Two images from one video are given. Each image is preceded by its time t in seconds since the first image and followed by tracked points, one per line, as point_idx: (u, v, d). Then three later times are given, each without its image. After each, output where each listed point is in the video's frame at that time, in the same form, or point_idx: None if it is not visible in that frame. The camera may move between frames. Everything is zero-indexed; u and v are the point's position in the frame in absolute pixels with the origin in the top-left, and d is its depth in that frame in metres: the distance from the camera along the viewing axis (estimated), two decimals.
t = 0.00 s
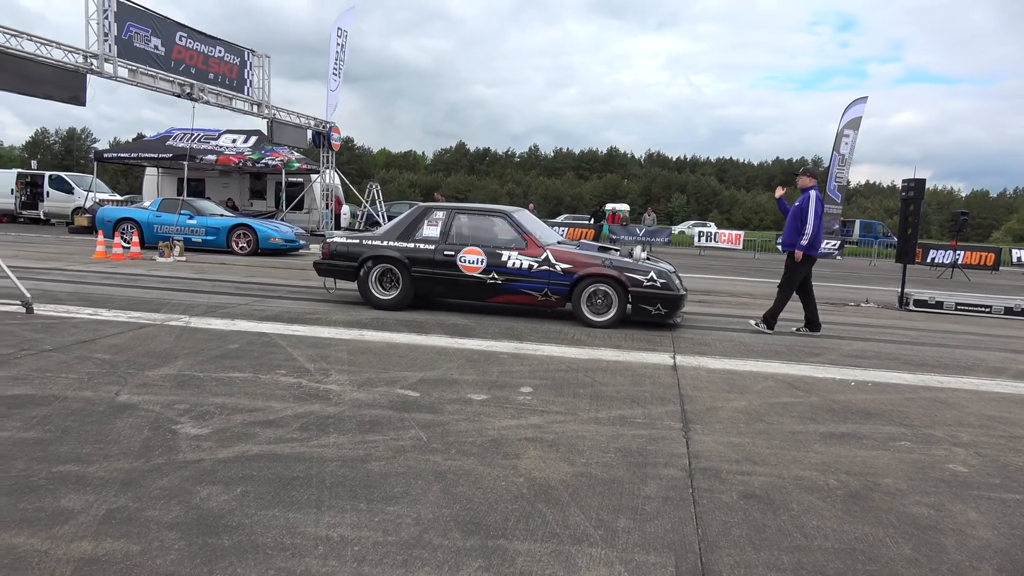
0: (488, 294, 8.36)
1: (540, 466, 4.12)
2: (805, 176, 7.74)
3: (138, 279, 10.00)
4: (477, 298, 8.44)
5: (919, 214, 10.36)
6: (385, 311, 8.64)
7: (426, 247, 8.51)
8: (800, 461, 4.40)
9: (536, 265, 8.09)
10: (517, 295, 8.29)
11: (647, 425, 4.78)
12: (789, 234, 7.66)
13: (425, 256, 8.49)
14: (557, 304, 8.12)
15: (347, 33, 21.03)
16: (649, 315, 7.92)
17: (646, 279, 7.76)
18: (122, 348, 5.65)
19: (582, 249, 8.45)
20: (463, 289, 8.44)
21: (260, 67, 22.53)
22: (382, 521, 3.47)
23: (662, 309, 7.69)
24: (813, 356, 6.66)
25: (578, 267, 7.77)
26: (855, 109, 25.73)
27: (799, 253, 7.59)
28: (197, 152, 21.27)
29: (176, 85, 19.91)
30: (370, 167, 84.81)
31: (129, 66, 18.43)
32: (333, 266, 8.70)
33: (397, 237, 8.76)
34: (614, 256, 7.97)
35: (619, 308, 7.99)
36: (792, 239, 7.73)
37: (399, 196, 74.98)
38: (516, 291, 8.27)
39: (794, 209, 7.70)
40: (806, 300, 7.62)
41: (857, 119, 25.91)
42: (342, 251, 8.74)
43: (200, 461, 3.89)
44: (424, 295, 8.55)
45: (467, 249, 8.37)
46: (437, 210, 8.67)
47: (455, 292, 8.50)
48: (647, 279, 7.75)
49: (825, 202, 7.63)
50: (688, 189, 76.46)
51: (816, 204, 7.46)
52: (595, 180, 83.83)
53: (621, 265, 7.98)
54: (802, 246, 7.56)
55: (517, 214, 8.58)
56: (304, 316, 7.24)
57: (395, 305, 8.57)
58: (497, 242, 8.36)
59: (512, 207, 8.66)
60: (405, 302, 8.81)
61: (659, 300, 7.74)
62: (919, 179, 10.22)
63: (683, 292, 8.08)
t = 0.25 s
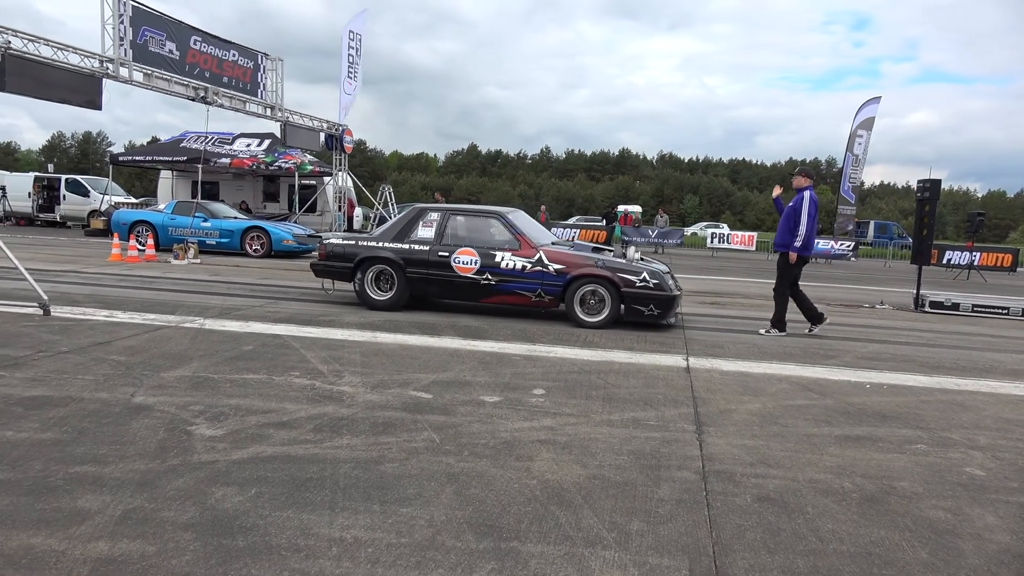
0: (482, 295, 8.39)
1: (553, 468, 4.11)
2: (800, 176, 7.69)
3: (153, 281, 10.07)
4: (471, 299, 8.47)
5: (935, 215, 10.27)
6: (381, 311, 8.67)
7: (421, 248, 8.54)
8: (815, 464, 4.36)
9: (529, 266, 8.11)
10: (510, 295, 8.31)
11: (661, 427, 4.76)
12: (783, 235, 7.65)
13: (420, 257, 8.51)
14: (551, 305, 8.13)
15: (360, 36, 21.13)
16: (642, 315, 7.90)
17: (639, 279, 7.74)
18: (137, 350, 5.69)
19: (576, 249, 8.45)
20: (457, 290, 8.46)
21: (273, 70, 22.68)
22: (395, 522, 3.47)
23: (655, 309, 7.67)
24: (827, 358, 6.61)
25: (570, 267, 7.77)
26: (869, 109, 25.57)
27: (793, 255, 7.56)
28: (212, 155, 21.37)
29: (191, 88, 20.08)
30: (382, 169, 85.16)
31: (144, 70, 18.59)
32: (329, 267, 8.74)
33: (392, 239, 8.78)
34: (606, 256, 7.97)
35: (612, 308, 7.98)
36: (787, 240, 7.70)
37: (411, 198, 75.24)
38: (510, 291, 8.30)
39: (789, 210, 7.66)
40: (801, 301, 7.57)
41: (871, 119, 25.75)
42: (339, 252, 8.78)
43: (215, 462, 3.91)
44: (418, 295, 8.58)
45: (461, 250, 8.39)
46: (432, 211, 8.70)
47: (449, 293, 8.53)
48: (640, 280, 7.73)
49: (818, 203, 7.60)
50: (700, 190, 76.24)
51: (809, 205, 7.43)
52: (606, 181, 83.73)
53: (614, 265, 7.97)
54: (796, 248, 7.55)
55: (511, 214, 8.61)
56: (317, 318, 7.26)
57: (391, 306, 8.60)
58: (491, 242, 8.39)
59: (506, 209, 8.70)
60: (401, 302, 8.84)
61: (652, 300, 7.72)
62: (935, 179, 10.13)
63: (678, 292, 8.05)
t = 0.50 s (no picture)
0: (476, 295, 8.41)
1: (568, 470, 4.10)
2: (798, 174, 7.54)
3: (169, 285, 10.16)
4: (466, 299, 8.49)
5: (951, 213, 10.18)
6: (377, 312, 8.72)
7: (416, 249, 8.57)
8: (831, 465, 4.32)
9: (523, 266, 8.13)
10: (504, 295, 8.32)
11: (675, 428, 4.73)
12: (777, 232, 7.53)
13: (415, 258, 8.56)
14: (545, 305, 8.13)
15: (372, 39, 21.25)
16: (635, 315, 7.91)
17: (632, 279, 7.74)
18: (153, 353, 5.74)
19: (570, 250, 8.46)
20: (453, 290, 8.49)
21: (286, 74, 22.84)
22: (410, 524, 3.47)
23: (648, 309, 7.67)
24: (843, 358, 6.56)
25: (563, 267, 7.78)
26: (882, 107, 25.41)
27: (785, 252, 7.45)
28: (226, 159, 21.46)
29: (205, 93, 20.25)
30: (394, 172, 85.57)
31: (158, 76, 18.77)
32: (327, 268, 8.80)
33: (389, 240, 8.83)
34: (600, 256, 7.97)
35: (605, 309, 7.99)
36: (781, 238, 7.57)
37: (423, 200, 75.54)
38: (504, 292, 8.31)
39: (784, 207, 7.53)
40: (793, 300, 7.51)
41: (884, 117, 25.57)
42: (336, 253, 8.84)
43: (232, 464, 3.93)
44: (413, 296, 8.61)
45: (456, 251, 8.43)
46: (428, 212, 8.73)
47: (444, 293, 8.55)
48: (633, 279, 7.73)
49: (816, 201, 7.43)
50: (712, 190, 75.99)
51: (802, 203, 7.29)
52: (618, 182, 83.65)
53: (608, 265, 7.98)
54: (788, 246, 7.40)
55: (505, 215, 8.63)
56: (331, 321, 7.29)
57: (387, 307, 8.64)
58: (486, 243, 8.41)
59: (499, 209, 8.72)
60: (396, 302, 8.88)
61: (646, 299, 7.71)
62: (951, 177, 10.04)
63: (672, 292, 8.04)
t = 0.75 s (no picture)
0: (472, 295, 8.45)
1: (581, 472, 4.08)
2: (793, 177, 7.59)
3: (185, 285, 10.24)
4: (462, 299, 8.54)
5: (969, 215, 10.08)
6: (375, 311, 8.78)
7: (413, 249, 8.63)
8: (847, 469, 4.28)
9: (518, 266, 8.16)
10: (500, 295, 8.36)
11: (689, 431, 4.71)
12: (775, 236, 7.57)
13: (412, 259, 8.61)
14: (540, 305, 8.16)
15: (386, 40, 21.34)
16: (630, 315, 7.91)
17: (627, 280, 7.74)
18: (169, 352, 5.78)
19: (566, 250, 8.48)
20: (449, 290, 8.54)
21: (300, 76, 23.00)
22: (424, 524, 3.47)
23: (643, 309, 7.66)
24: (859, 361, 6.50)
25: (558, 267, 7.80)
26: (900, 108, 25.19)
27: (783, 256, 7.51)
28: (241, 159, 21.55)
29: (221, 94, 20.41)
30: (408, 173, 85.90)
31: (175, 77, 18.94)
32: (326, 268, 8.88)
33: (387, 240, 8.89)
34: (594, 256, 7.99)
35: (600, 309, 8.00)
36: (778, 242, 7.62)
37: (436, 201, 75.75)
38: (500, 292, 8.35)
39: (781, 211, 7.57)
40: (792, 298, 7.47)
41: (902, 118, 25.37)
42: (335, 253, 8.92)
43: (246, 462, 3.94)
44: (410, 296, 8.65)
45: (452, 251, 8.47)
46: (425, 212, 8.78)
47: (441, 293, 8.60)
48: (627, 280, 7.73)
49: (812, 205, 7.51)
50: (727, 192, 75.69)
51: (802, 207, 7.33)
52: (631, 183, 83.51)
53: (603, 265, 7.98)
54: (787, 250, 7.48)
55: (502, 215, 8.66)
56: (344, 321, 7.31)
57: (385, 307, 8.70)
58: (482, 243, 8.44)
59: (496, 208, 8.74)
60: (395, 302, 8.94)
61: (640, 300, 7.71)
62: (969, 178, 9.94)
63: (667, 292, 8.04)
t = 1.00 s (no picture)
0: (470, 295, 8.48)
1: (596, 474, 4.06)
2: (790, 176, 7.50)
3: (202, 285, 10.32)
4: (460, 299, 8.57)
5: (988, 217, 9.97)
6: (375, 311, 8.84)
7: (411, 249, 8.68)
8: (865, 473, 4.23)
9: (515, 266, 8.19)
10: (498, 295, 8.39)
11: (704, 433, 4.67)
12: (774, 237, 7.47)
13: (411, 258, 8.66)
14: (538, 305, 8.17)
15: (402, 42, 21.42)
16: (626, 315, 7.91)
17: (623, 279, 7.74)
18: (186, 352, 5.83)
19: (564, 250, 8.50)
20: (448, 290, 8.58)
21: (316, 78, 23.18)
22: (438, 525, 3.46)
23: (638, 309, 7.66)
24: (877, 364, 6.43)
25: (555, 267, 7.83)
26: (917, 109, 24.97)
27: (785, 257, 7.39)
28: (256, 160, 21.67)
29: (237, 96, 20.58)
30: (421, 174, 86.24)
31: (192, 79, 19.11)
32: (326, 268, 8.95)
33: (386, 240, 8.95)
34: (590, 256, 7.99)
35: (596, 309, 8.00)
36: (777, 242, 7.51)
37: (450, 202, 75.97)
38: (497, 292, 8.38)
39: (779, 211, 7.46)
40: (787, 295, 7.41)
41: (919, 119, 25.14)
42: (335, 253, 8.99)
43: (262, 462, 3.96)
44: (410, 296, 8.69)
45: (450, 251, 8.51)
46: (423, 213, 8.83)
47: (440, 293, 8.63)
48: (623, 280, 7.73)
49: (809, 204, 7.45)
50: (742, 193, 75.32)
51: (802, 207, 7.24)
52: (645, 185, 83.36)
53: (599, 265, 7.99)
54: (788, 251, 7.35)
55: (500, 215, 8.69)
56: (359, 322, 7.34)
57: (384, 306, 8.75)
58: (480, 243, 8.47)
59: (494, 209, 8.77)
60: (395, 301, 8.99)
61: (636, 300, 7.71)
62: (989, 179, 9.83)
63: (663, 292, 8.03)
